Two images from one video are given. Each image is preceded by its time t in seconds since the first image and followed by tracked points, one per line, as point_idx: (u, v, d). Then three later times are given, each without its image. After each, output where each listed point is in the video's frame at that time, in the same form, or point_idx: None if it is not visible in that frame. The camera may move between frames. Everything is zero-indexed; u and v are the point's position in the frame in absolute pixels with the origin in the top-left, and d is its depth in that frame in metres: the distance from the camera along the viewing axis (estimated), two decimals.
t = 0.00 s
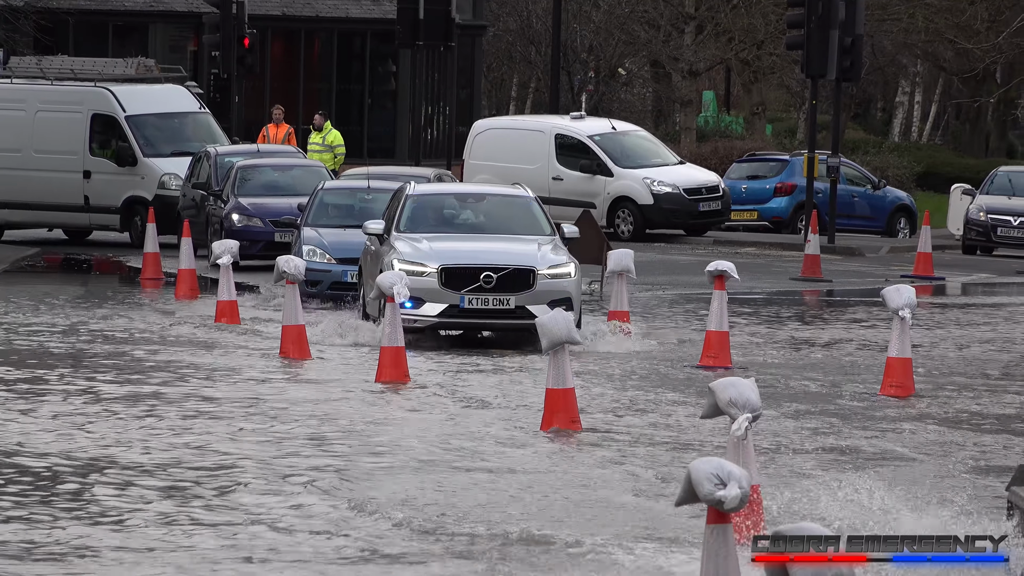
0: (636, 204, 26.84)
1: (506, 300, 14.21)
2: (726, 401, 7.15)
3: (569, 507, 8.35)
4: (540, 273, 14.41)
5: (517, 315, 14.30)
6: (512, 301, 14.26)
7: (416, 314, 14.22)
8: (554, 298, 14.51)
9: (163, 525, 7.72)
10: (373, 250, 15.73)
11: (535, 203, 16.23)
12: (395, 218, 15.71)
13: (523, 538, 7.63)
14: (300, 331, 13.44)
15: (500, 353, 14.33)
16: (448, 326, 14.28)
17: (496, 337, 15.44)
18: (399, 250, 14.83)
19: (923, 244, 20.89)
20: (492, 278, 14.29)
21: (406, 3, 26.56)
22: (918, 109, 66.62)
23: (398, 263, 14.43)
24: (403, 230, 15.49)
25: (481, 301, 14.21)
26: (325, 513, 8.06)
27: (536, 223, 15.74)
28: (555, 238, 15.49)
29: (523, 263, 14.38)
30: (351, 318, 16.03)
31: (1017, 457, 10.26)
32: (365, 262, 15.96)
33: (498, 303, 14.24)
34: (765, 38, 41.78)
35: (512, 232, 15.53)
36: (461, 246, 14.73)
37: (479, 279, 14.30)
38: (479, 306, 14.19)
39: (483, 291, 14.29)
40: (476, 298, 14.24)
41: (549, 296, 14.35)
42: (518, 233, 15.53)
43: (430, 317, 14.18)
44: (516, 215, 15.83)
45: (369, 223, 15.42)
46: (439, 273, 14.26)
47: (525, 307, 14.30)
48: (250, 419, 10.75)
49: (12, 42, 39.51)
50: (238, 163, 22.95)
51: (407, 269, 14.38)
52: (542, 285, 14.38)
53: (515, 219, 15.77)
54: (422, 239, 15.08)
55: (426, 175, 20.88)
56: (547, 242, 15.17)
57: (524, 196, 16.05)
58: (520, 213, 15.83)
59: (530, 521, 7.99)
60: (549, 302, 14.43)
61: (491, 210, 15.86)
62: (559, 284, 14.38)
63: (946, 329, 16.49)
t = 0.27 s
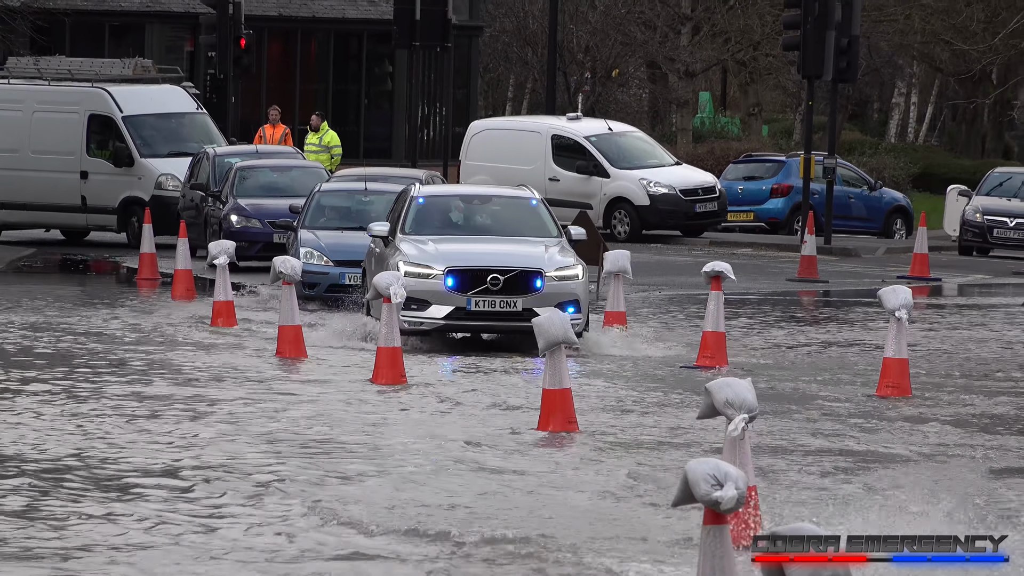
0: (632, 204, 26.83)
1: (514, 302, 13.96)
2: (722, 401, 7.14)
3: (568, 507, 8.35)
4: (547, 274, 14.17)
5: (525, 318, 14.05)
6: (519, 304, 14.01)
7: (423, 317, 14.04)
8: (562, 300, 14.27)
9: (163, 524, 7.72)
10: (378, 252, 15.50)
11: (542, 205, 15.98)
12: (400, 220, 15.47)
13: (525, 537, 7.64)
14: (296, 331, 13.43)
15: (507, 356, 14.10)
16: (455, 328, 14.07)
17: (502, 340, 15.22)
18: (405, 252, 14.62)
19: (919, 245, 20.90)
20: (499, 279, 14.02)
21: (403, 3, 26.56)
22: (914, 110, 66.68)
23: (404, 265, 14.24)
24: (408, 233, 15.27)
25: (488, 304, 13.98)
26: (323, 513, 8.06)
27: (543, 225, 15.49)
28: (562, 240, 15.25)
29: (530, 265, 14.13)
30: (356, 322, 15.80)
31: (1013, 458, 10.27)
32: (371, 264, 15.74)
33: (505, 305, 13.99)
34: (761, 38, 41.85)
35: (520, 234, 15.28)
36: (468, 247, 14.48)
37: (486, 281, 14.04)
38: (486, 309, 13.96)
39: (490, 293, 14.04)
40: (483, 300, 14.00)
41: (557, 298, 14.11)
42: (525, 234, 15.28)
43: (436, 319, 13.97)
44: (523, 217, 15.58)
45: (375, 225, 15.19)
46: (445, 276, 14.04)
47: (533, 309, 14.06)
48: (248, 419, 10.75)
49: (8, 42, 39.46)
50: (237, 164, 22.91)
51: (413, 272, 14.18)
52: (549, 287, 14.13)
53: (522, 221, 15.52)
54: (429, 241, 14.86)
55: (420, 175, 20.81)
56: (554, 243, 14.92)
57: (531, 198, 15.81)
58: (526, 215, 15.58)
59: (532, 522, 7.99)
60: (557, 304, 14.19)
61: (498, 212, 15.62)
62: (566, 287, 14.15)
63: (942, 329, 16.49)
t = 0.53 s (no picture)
0: (624, 199, 26.81)
1: (516, 298, 13.94)
2: (714, 396, 7.12)
3: (559, 501, 8.34)
4: (550, 271, 14.15)
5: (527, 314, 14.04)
6: (522, 300, 14.00)
7: (424, 313, 14.03)
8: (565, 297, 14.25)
9: (154, 518, 7.72)
10: (378, 248, 15.44)
11: (544, 200, 15.87)
12: (401, 216, 15.35)
13: (517, 531, 7.64)
14: (288, 325, 13.42)
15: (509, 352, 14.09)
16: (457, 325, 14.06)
17: (501, 336, 15.19)
18: (406, 248, 14.56)
19: (910, 240, 20.90)
20: (502, 276, 14.01)
21: None
22: (906, 104, 66.70)
23: (406, 261, 14.20)
24: (409, 228, 15.14)
25: (491, 300, 13.96)
26: (315, 507, 8.06)
27: (545, 221, 15.38)
28: (565, 236, 15.15)
29: (533, 261, 14.11)
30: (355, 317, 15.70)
31: (1003, 453, 10.28)
32: (370, 260, 15.69)
33: (508, 301, 13.97)
34: (753, 33, 41.83)
35: (522, 230, 15.17)
36: (470, 243, 14.43)
37: (489, 277, 14.02)
38: (487, 306, 13.93)
39: (492, 289, 14.02)
40: (486, 296, 13.98)
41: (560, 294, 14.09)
42: (527, 230, 15.17)
43: (439, 315, 13.97)
44: (525, 213, 15.46)
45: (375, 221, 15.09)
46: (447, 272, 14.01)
47: (536, 306, 14.05)
48: (239, 413, 10.74)
49: None
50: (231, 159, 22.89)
51: (414, 268, 14.15)
52: (552, 284, 14.12)
53: (524, 217, 15.40)
54: (430, 236, 14.77)
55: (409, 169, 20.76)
56: (557, 240, 14.86)
57: (533, 193, 15.69)
58: (528, 210, 15.46)
59: (525, 515, 7.99)
60: (559, 301, 14.17)
61: (500, 208, 15.49)
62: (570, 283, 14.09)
63: (934, 324, 16.49)
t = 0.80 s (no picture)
0: (611, 198, 26.80)
1: (516, 301, 13.77)
2: (701, 394, 7.09)
3: (551, 500, 8.33)
4: (550, 273, 13.99)
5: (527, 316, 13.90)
6: (522, 301, 13.85)
7: (423, 316, 13.85)
8: (565, 299, 14.09)
9: (144, 517, 7.70)
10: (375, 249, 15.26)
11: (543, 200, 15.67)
12: (399, 217, 15.12)
13: (508, 530, 7.63)
14: (276, 325, 13.37)
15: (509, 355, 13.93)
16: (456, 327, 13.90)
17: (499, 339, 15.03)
18: (404, 250, 14.36)
19: (898, 239, 20.91)
20: (502, 278, 13.84)
21: None
22: (894, 104, 66.80)
23: (404, 263, 14.03)
24: (407, 230, 14.93)
25: (491, 303, 13.80)
26: (305, 507, 8.04)
27: (545, 222, 15.17)
28: (565, 237, 14.93)
29: (533, 263, 13.95)
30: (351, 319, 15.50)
31: (993, 452, 10.28)
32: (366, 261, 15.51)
33: (508, 304, 13.82)
34: (740, 32, 41.91)
35: (521, 231, 14.94)
36: (469, 245, 14.25)
37: (488, 279, 13.85)
38: (487, 308, 13.78)
39: (492, 291, 13.86)
40: (485, 299, 13.82)
41: (560, 297, 13.94)
42: (526, 232, 14.96)
43: (437, 317, 13.80)
44: (526, 214, 15.21)
45: (373, 222, 14.87)
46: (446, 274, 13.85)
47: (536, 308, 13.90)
48: (228, 412, 10.72)
49: None
50: (220, 160, 22.80)
51: (413, 270, 13.98)
52: (553, 285, 13.95)
53: (524, 218, 15.17)
54: (428, 238, 14.56)
55: (395, 170, 20.70)
56: (557, 241, 14.66)
57: (532, 194, 15.47)
58: (528, 211, 15.24)
59: (516, 515, 7.98)
60: (560, 303, 14.01)
61: (499, 209, 15.25)
62: (571, 285, 13.91)
63: (923, 323, 16.50)
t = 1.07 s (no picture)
0: (602, 196, 26.81)
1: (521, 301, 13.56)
2: (692, 392, 7.06)
3: (545, 498, 8.34)
4: (556, 272, 13.76)
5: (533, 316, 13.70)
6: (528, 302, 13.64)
7: (427, 316, 13.65)
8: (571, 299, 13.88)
9: (133, 515, 7.66)
10: (379, 249, 15.07)
11: (548, 200, 15.45)
12: (402, 216, 14.92)
13: (499, 529, 7.60)
14: (267, 323, 13.34)
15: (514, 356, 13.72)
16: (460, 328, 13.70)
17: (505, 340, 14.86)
18: (407, 249, 14.16)
19: (889, 237, 20.91)
20: (507, 278, 13.62)
21: None
22: (884, 101, 66.84)
23: (408, 263, 13.82)
24: (410, 230, 14.71)
25: (496, 302, 13.58)
26: (295, 505, 8.00)
27: (550, 221, 14.95)
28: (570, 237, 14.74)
29: (538, 262, 13.72)
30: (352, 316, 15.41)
31: (985, 450, 10.27)
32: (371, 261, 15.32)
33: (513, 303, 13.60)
34: (731, 30, 41.97)
35: (525, 231, 14.74)
36: (473, 245, 14.02)
37: (493, 279, 13.63)
38: (492, 308, 13.57)
39: (497, 291, 13.63)
40: (490, 299, 13.61)
41: (566, 296, 13.71)
42: (531, 232, 14.74)
43: (441, 318, 13.60)
44: (530, 213, 15.01)
45: (376, 221, 14.66)
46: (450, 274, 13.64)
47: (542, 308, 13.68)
48: (219, 411, 10.68)
49: None
50: (213, 158, 22.73)
51: (417, 270, 13.77)
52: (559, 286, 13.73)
53: (528, 217, 14.97)
54: (432, 237, 14.36)
55: (387, 169, 20.63)
56: (563, 240, 14.45)
57: (537, 193, 15.25)
58: (532, 210, 15.03)
59: (507, 514, 7.94)
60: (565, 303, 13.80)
61: (503, 208, 15.04)
62: (577, 284, 13.66)
63: (914, 321, 16.49)
